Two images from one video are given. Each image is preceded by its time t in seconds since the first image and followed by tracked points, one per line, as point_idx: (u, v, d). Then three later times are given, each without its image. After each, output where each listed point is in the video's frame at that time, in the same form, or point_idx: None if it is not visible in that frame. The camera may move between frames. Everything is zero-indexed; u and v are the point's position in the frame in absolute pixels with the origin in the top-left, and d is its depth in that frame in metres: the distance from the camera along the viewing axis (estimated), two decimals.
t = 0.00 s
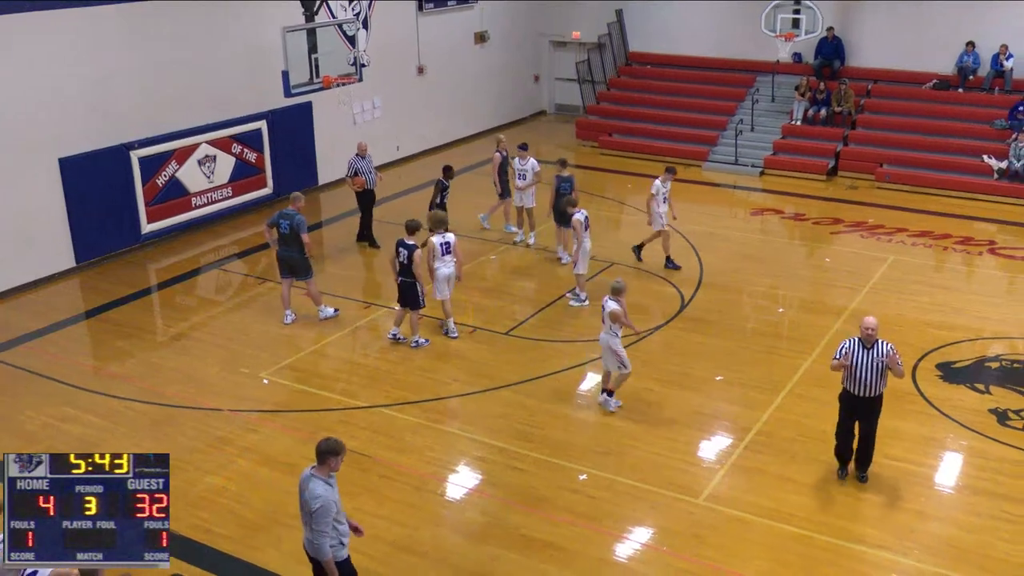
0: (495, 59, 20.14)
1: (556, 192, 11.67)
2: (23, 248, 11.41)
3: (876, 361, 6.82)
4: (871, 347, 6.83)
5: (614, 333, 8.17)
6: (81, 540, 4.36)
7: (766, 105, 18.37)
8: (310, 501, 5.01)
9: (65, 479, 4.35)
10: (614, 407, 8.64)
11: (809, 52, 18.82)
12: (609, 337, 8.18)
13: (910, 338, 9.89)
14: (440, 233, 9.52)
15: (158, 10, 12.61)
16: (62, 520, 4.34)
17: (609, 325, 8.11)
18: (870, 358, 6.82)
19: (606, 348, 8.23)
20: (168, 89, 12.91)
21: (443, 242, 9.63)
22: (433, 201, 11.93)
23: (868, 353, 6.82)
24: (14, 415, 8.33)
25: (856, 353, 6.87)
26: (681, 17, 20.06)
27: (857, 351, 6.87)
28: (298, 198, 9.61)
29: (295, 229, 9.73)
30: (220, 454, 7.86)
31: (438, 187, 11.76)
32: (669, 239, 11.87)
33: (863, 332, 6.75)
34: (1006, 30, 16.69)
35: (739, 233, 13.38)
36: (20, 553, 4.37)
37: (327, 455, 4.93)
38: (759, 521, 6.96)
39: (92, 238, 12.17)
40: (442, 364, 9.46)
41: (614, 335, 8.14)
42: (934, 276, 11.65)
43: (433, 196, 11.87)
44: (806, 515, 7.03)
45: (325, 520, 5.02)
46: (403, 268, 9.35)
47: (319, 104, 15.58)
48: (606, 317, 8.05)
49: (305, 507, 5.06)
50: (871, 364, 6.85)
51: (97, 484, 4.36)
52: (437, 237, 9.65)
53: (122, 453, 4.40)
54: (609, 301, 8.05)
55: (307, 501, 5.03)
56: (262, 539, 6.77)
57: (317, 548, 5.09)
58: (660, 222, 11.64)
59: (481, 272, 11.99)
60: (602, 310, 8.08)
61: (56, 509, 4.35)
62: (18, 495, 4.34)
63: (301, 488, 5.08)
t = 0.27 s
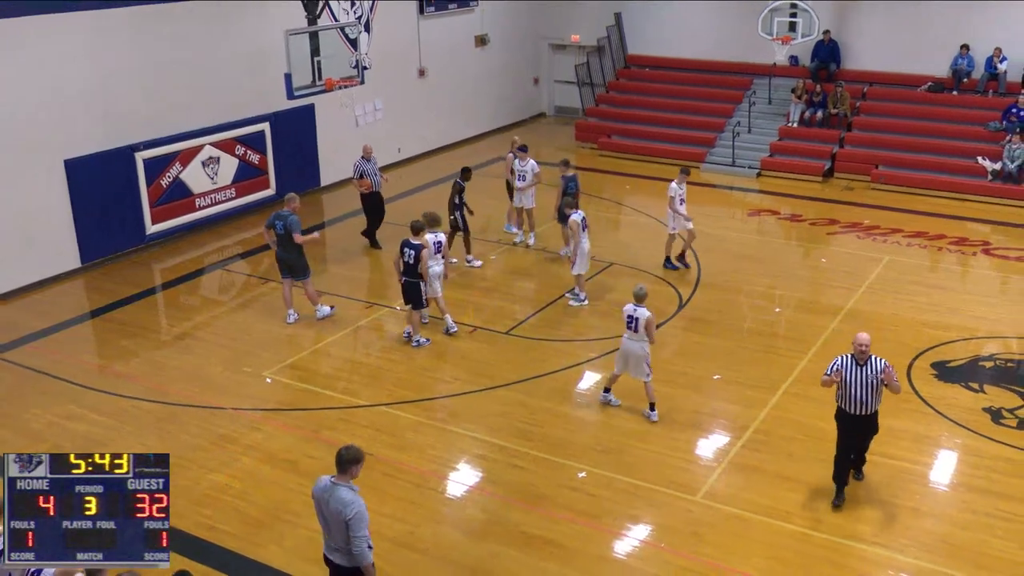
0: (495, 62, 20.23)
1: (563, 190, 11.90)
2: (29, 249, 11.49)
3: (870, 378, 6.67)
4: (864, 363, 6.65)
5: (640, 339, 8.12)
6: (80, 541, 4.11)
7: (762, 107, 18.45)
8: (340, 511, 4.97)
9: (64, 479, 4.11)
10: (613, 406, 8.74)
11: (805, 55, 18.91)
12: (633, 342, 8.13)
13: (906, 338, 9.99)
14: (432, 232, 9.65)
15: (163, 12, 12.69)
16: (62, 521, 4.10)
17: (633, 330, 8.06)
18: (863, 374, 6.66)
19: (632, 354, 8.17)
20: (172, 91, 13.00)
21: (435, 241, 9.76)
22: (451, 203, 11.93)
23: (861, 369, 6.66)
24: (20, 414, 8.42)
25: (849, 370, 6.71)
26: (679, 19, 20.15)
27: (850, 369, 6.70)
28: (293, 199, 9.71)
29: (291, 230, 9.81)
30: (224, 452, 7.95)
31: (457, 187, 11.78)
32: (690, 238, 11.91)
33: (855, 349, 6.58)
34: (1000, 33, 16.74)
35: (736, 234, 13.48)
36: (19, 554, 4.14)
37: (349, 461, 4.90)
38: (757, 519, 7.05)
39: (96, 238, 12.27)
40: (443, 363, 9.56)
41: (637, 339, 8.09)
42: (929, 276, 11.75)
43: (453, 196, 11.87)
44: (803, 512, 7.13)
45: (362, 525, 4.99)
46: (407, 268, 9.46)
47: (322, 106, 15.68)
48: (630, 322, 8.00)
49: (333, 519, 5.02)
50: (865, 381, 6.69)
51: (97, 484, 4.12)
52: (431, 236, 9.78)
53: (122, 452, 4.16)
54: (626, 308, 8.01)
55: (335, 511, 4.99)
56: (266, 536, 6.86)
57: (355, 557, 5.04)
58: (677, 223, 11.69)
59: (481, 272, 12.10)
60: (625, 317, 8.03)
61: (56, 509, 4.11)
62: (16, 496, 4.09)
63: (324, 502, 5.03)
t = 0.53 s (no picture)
0: (496, 63, 20.28)
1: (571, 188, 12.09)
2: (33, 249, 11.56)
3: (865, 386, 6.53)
4: (861, 371, 6.52)
5: (663, 341, 8.07)
6: (80, 540, 4.14)
7: (761, 108, 18.49)
8: (362, 520, 4.90)
9: (65, 479, 4.13)
10: (612, 405, 8.80)
11: (803, 57, 18.98)
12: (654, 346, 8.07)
13: (903, 337, 10.04)
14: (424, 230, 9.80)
15: (165, 14, 12.75)
16: (62, 520, 4.12)
17: (658, 333, 7.98)
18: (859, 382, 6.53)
19: (653, 357, 8.11)
20: (174, 92, 13.05)
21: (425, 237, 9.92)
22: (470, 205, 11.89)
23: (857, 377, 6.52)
24: (24, 413, 8.47)
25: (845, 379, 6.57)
26: (678, 21, 20.21)
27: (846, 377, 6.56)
28: (290, 198, 9.80)
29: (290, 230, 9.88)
30: (226, 451, 8.00)
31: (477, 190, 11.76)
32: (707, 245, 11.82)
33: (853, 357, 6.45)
34: (997, 35, 16.82)
35: (735, 235, 13.52)
36: (20, 553, 4.17)
37: (372, 472, 4.86)
38: (755, 517, 7.11)
39: (99, 239, 12.32)
40: (444, 363, 9.61)
41: (660, 342, 8.03)
42: (926, 276, 11.81)
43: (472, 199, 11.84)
44: (801, 511, 7.18)
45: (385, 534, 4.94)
46: (411, 267, 9.52)
47: (323, 107, 15.73)
48: (657, 325, 7.89)
49: (353, 528, 4.95)
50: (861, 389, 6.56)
51: (97, 484, 4.14)
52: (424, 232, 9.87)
53: (122, 453, 4.18)
54: (648, 311, 7.88)
55: (357, 521, 4.92)
56: (267, 534, 6.92)
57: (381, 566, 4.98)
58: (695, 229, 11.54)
59: (481, 272, 12.15)
60: (648, 319, 7.91)
61: (57, 508, 4.13)
62: (19, 495, 4.12)
63: (342, 513, 4.96)
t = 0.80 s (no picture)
0: (496, 64, 20.31)
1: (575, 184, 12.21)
2: (36, 250, 11.60)
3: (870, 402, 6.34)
4: (865, 386, 6.35)
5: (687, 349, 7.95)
6: (80, 540, 4.14)
7: (759, 109, 18.53)
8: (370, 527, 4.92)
9: (65, 479, 4.13)
10: (611, 404, 8.84)
11: (803, 58, 19.04)
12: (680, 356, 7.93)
13: (901, 337, 10.08)
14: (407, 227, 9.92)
15: (167, 15, 12.79)
16: (63, 520, 4.12)
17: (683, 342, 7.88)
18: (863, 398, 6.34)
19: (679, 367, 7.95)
20: (176, 93, 13.10)
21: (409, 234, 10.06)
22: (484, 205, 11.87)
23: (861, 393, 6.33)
24: (26, 413, 8.51)
25: (850, 393, 6.38)
26: (677, 22, 20.25)
27: (851, 392, 6.37)
28: (291, 197, 9.83)
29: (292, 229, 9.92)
30: (228, 450, 8.04)
31: (491, 190, 11.78)
32: (720, 247, 11.71)
33: (857, 370, 6.28)
34: (994, 36, 16.88)
35: (735, 235, 13.56)
36: (19, 553, 4.16)
37: (378, 480, 4.82)
38: (754, 516, 7.15)
39: (101, 239, 12.37)
40: (444, 362, 9.65)
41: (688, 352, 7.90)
42: (924, 276, 11.85)
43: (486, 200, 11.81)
44: (800, 510, 7.22)
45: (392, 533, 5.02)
46: (414, 266, 9.57)
47: (324, 108, 15.78)
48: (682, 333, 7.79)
49: (361, 536, 4.94)
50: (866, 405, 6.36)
51: (97, 484, 4.14)
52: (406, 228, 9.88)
53: (122, 453, 4.18)
54: (671, 320, 7.79)
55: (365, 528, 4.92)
56: (268, 533, 6.96)
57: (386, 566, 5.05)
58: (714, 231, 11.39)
59: (481, 272, 12.19)
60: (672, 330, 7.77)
61: (57, 509, 4.13)
62: (19, 495, 4.12)
63: (347, 524, 4.94)
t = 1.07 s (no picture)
0: (496, 68, 20.45)
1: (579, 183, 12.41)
2: (39, 250, 11.67)
3: (872, 412, 6.37)
4: (867, 395, 6.37)
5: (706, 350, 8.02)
6: (81, 540, 4.22)
7: (755, 112, 18.69)
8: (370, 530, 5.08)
9: (65, 479, 4.23)
10: (609, 402, 8.99)
11: (797, 62, 19.25)
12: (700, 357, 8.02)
13: (894, 336, 10.22)
14: (398, 224, 10.13)
15: (172, 19, 12.93)
16: (63, 520, 4.21)
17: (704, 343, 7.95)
18: (865, 408, 6.37)
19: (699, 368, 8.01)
20: (181, 96, 13.24)
21: (399, 232, 10.26)
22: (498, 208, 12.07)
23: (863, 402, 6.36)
24: (35, 410, 8.65)
25: (851, 403, 6.40)
26: (675, 27, 20.42)
27: (853, 402, 6.40)
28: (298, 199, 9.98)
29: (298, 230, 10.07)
30: (233, 447, 8.19)
31: (505, 191, 11.99)
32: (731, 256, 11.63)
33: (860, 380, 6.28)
34: (985, 40, 17.04)
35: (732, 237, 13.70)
36: (19, 553, 4.23)
37: (370, 486, 5.01)
38: (749, 511, 7.30)
39: (108, 240, 12.51)
40: (445, 361, 9.80)
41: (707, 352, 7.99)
42: (917, 276, 12.00)
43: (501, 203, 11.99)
44: (795, 506, 7.37)
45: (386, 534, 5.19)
46: (420, 265, 9.73)
47: (328, 112, 15.92)
48: (701, 335, 7.88)
49: (360, 539, 5.08)
50: (867, 415, 6.39)
51: (97, 484, 4.23)
52: (393, 226, 10.31)
53: (123, 453, 4.28)
54: (690, 321, 7.86)
55: (362, 533, 5.07)
56: (273, 528, 7.11)
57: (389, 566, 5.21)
58: (726, 239, 11.48)
59: (482, 272, 12.35)
60: (692, 332, 7.85)
61: (57, 508, 4.22)
62: (19, 495, 4.21)
63: (347, 530, 5.08)
